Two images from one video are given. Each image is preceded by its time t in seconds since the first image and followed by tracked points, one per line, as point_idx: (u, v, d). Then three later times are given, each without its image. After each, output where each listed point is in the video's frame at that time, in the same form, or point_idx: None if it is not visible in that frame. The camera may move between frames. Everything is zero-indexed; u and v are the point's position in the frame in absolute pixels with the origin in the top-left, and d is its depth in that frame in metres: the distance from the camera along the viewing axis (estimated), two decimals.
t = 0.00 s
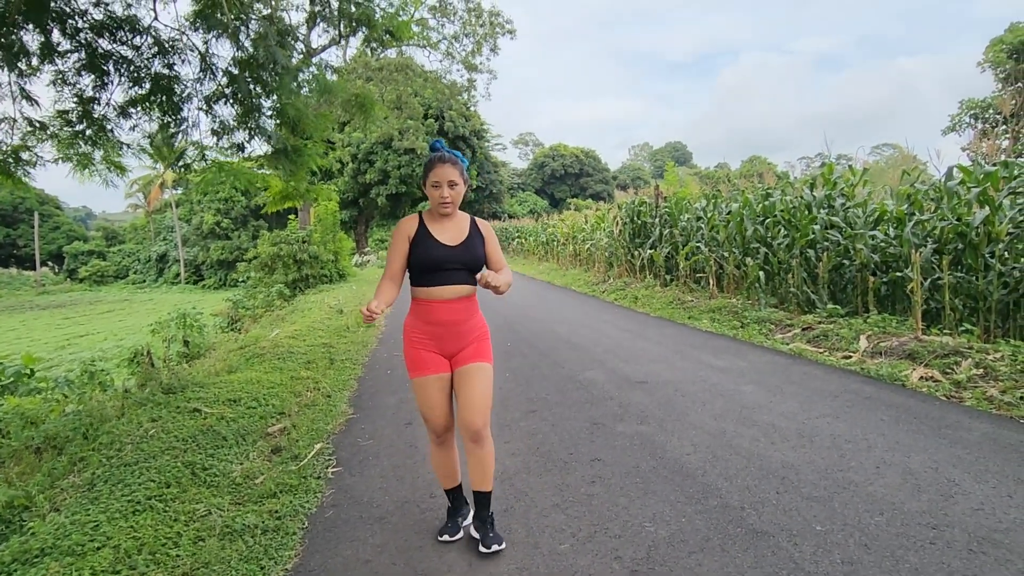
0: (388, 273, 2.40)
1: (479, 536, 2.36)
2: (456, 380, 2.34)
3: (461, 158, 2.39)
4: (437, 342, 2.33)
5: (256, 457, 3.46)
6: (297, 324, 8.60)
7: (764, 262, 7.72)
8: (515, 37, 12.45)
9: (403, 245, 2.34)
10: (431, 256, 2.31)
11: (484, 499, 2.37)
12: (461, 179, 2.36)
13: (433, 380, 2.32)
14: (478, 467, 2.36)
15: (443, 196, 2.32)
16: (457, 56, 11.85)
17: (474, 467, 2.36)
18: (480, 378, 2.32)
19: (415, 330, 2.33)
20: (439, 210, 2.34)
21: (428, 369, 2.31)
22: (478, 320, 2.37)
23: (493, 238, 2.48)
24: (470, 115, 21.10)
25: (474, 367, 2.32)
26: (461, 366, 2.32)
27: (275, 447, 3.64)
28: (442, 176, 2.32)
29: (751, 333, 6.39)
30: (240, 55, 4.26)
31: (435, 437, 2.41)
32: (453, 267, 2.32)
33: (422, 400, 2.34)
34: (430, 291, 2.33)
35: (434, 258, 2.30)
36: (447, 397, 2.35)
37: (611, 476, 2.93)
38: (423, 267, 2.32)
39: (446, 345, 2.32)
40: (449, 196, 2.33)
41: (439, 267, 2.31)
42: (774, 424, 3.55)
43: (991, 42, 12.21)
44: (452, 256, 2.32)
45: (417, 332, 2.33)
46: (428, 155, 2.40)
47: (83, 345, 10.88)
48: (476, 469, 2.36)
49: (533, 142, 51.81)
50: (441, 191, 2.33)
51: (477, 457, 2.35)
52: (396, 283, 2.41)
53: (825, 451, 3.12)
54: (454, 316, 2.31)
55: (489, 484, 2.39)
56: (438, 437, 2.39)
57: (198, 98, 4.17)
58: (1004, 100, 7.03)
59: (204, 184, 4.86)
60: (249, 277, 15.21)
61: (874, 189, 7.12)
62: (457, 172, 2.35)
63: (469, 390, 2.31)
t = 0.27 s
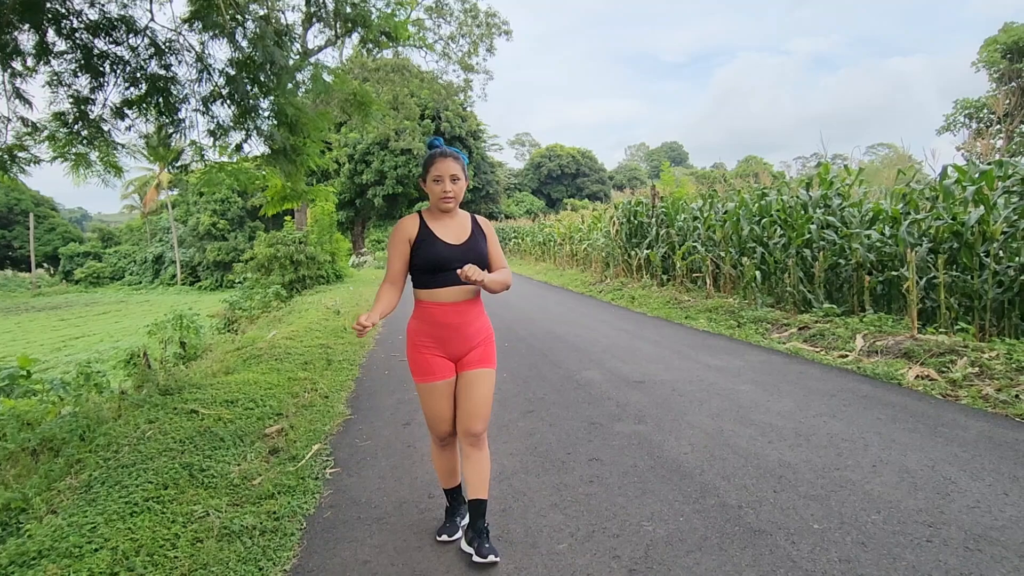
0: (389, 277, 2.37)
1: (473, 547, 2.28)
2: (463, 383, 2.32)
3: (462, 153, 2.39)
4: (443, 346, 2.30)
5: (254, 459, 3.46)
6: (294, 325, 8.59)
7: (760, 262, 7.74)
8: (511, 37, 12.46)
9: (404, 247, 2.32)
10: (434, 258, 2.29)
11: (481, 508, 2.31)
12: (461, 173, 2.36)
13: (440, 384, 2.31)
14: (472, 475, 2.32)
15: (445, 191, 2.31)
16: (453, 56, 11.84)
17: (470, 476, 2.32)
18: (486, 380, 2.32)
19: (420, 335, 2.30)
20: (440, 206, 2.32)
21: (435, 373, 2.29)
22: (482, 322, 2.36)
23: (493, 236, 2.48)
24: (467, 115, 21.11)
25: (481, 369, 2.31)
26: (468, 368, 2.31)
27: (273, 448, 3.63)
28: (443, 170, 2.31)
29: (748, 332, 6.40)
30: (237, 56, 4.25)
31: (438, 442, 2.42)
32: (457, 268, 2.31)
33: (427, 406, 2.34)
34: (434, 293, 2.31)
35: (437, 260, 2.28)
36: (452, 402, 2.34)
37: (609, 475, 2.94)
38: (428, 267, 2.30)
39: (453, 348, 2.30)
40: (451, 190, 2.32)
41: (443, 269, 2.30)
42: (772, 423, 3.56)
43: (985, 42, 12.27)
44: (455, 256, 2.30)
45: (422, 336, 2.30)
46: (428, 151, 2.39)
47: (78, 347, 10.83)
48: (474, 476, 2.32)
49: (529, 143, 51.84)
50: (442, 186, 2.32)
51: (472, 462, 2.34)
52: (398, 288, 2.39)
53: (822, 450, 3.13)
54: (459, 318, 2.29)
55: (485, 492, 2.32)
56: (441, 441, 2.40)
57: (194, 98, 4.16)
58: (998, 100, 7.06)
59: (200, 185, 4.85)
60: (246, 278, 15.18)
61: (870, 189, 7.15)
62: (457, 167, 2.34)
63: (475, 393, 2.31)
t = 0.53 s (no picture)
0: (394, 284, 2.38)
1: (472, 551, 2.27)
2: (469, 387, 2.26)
3: (462, 155, 2.40)
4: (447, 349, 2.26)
5: (251, 458, 3.46)
6: (291, 325, 8.58)
7: (757, 262, 7.76)
8: (508, 37, 12.47)
9: (404, 252, 2.33)
10: (434, 261, 2.28)
11: (479, 513, 2.28)
12: (461, 175, 2.36)
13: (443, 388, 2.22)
14: (477, 480, 2.28)
15: (445, 192, 2.31)
16: (450, 56, 11.85)
17: (475, 480, 2.28)
18: (492, 384, 2.24)
19: (424, 339, 2.28)
20: (440, 208, 2.32)
21: (439, 377, 2.22)
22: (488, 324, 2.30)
23: (497, 239, 2.45)
24: (464, 115, 21.11)
25: (486, 372, 2.24)
26: (473, 372, 2.25)
27: (271, 448, 3.63)
28: (444, 172, 2.31)
29: (744, 331, 6.42)
30: (234, 55, 4.24)
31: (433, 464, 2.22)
32: (457, 270, 2.29)
33: (427, 415, 2.18)
34: (436, 297, 2.29)
35: (437, 263, 2.28)
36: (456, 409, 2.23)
37: (606, 474, 2.95)
38: (428, 272, 2.30)
39: (457, 352, 2.26)
40: (451, 192, 2.32)
41: (443, 272, 2.29)
42: (768, 422, 3.58)
43: (980, 42, 12.33)
44: (454, 258, 2.29)
45: (426, 341, 2.28)
46: (428, 153, 2.40)
47: (74, 348, 10.80)
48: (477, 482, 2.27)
49: (526, 143, 51.88)
50: (442, 187, 2.31)
51: (477, 468, 2.27)
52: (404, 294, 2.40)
53: (818, 448, 3.15)
54: (462, 320, 2.25)
55: (484, 500, 2.28)
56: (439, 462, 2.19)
57: (191, 98, 4.16)
58: (992, 100, 7.09)
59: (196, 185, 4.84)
60: (242, 278, 15.15)
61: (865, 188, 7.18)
62: (457, 168, 2.34)
63: (482, 397, 2.23)
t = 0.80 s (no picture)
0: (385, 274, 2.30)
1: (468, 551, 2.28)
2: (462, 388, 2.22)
3: (461, 148, 2.32)
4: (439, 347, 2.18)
5: (248, 458, 3.45)
6: (289, 324, 8.57)
7: (755, 261, 7.76)
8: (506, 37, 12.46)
9: (396, 243, 2.26)
10: (424, 255, 2.20)
11: (474, 511, 2.29)
12: (459, 165, 2.27)
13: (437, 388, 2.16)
14: (470, 479, 2.29)
15: (440, 182, 2.22)
16: (448, 56, 11.83)
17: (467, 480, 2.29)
18: (487, 387, 2.21)
19: (416, 336, 2.20)
20: (435, 197, 2.22)
21: (431, 377, 2.16)
22: (483, 323, 2.22)
23: (496, 233, 2.32)
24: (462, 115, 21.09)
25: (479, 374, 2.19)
26: (467, 373, 2.20)
27: (267, 448, 3.63)
28: (440, 161, 2.23)
29: (742, 331, 6.42)
30: (231, 55, 4.23)
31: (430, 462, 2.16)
32: (447, 265, 2.19)
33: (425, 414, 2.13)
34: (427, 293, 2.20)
35: (426, 258, 2.19)
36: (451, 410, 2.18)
37: (603, 474, 2.94)
38: (417, 265, 2.22)
39: (448, 351, 2.18)
40: (447, 182, 2.22)
41: (433, 267, 2.20)
42: (765, 422, 3.58)
43: (978, 42, 12.34)
44: (443, 252, 2.18)
45: (418, 337, 2.20)
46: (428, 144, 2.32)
47: (72, 347, 10.78)
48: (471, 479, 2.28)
49: (525, 142, 51.89)
50: (437, 177, 2.23)
51: (470, 467, 2.29)
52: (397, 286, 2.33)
53: (815, 448, 3.15)
54: (455, 318, 2.17)
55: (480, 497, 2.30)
56: (434, 459, 2.14)
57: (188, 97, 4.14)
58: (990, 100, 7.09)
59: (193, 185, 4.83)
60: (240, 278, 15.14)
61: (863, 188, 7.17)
62: (455, 158, 2.25)
63: (475, 400, 2.21)
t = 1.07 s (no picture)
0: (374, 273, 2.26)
1: (466, 554, 2.27)
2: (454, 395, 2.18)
3: (457, 144, 2.29)
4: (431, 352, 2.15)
5: (247, 458, 3.45)
6: (289, 323, 8.56)
7: (755, 261, 7.76)
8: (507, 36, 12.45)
9: (388, 242, 2.23)
10: (416, 256, 2.16)
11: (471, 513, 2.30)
12: (454, 161, 2.24)
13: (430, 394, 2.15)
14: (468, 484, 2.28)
15: (433, 177, 2.19)
16: (449, 55, 11.82)
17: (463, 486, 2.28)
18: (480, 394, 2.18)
19: (407, 339, 2.17)
20: (428, 193, 2.19)
21: (424, 382, 2.15)
22: (477, 328, 2.19)
23: (492, 237, 2.29)
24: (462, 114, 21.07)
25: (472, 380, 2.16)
26: (459, 379, 2.16)
27: (266, 447, 3.62)
28: (434, 156, 2.20)
29: (742, 331, 6.42)
30: (230, 54, 4.22)
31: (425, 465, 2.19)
32: (440, 266, 2.16)
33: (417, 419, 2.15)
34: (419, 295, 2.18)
35: (418, 258, 2.15)
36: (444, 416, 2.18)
37: (602, 474, 2.94)
38: (409, 266, 2.19)
39: (439, 356, 2.15)
40: (440, 177, 2.20)
41: (425, 268, 2.17)
42: (765, 422, 3.57)
43: (979, 42, 12.34)
44: (436, 253, 2.15)
45: (410, 340, 2.17)
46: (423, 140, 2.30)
47: (71, 346, 10.77)
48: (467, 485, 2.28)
49: (525, 142, 51.89)
50: (431, 172, 2.21)
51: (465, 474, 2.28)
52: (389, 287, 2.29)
53: (815, 448, 3.14)
54: (448, 323, 2.14)
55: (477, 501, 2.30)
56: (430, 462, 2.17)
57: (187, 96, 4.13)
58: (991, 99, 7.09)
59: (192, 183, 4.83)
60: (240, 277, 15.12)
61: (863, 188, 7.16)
62: (450, 153, 2.21)
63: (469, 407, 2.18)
